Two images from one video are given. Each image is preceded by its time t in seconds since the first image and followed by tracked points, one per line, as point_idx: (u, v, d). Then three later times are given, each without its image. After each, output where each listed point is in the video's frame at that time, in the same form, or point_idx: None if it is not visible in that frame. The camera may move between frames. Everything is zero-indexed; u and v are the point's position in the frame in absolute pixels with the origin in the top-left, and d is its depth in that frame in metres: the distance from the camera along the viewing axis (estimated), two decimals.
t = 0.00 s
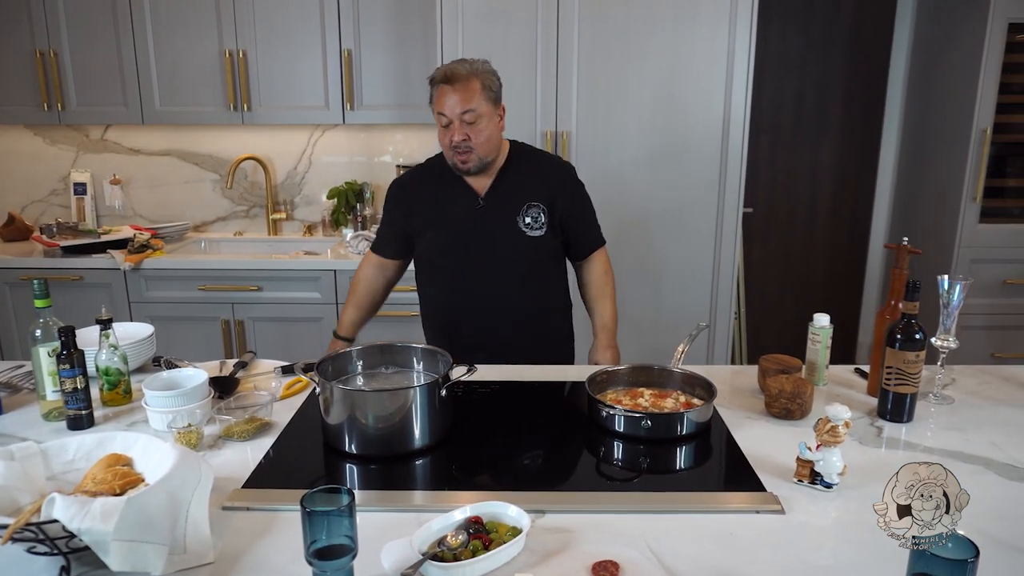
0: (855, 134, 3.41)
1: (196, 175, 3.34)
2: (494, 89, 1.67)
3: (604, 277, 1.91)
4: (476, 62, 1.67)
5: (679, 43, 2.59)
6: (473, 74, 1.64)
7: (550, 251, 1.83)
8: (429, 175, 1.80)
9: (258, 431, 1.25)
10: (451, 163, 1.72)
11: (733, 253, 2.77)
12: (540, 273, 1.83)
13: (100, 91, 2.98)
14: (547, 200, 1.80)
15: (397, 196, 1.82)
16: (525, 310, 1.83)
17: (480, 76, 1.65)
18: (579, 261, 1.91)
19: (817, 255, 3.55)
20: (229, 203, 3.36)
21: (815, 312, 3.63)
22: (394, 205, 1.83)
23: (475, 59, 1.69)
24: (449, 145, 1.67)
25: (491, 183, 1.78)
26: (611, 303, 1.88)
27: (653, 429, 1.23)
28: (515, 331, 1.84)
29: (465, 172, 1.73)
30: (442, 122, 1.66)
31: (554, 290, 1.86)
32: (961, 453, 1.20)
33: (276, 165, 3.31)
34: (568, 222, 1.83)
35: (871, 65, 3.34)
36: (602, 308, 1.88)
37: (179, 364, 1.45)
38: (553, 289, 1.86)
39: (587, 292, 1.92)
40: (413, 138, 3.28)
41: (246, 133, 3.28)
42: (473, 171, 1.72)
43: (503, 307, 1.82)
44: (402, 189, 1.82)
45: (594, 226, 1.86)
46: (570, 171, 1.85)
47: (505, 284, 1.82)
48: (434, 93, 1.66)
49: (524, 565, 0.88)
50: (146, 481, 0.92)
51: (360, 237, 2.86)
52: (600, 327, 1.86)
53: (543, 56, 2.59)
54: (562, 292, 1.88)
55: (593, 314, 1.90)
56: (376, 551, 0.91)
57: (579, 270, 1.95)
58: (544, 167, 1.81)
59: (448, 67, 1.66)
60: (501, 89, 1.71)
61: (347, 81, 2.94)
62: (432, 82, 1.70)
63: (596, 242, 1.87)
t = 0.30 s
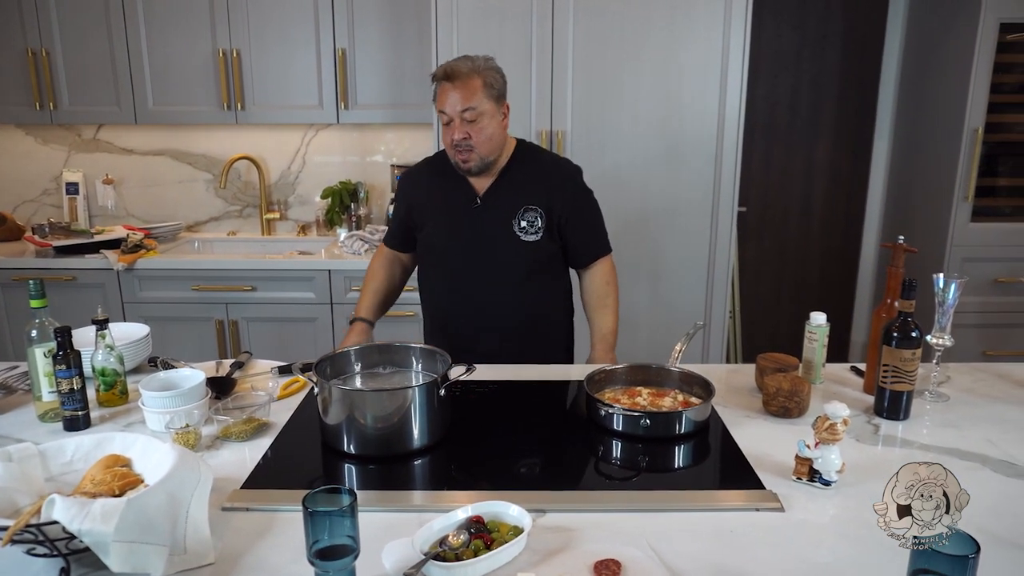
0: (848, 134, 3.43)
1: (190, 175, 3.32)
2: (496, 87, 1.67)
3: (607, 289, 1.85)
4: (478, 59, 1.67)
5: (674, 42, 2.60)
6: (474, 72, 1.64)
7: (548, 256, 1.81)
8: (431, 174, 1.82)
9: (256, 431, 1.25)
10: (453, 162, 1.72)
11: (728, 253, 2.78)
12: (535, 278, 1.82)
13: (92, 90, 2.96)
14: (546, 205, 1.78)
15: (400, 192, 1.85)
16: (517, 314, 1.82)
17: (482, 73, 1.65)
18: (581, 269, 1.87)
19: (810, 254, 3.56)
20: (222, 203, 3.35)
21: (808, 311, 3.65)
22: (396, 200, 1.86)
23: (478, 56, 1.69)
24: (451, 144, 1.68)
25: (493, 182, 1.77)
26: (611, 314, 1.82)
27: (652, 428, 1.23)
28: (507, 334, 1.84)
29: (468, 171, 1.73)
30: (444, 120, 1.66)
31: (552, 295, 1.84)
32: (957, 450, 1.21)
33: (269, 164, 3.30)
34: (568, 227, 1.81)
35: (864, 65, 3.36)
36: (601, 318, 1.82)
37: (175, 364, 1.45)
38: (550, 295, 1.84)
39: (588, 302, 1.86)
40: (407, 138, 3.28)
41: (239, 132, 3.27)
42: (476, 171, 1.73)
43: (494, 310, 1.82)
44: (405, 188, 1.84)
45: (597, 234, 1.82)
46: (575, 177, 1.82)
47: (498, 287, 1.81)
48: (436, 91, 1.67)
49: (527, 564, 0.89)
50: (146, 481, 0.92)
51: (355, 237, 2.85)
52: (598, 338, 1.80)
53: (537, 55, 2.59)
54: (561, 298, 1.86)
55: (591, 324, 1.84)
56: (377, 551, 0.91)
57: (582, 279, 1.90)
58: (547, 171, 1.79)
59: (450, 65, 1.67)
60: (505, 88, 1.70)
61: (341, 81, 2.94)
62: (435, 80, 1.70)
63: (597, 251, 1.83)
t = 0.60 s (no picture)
0: (841, 133, 3.44)
1: (182, 175, 3.30)
2: (498, 97, 1.66)
3: (604, 296, 1.86)
4: (483, 66, 1.67)
5: (667, 42, 2.60)
6: (476, 79, 1.64)
7: (544, 263, 1.81)
8: (430, 173, 1.81)
9: (253, 432, 1.24)
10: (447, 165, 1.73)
11: (722, 254, 2.79)
12: (530, 285, 1.81)
13: (83, 90, 2.94)
14: (545, 213, 1.77)
15: (398, 190, 1.84)
16: (512, 320, 1.82)
17: (484, 81, 1.65)
18: (579, 277, 1.87)
19: (804, 253, 3.58)
20: (215, 203, 3.33)
21: (802, 309, 3.66)
22: (394, 198, 1.85)
23: (485, 62, 1.69)
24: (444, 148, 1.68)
25: (486, 191, 1.76)
26: (609, 322, 1.85)
27: (650, 427, 1.23)
28: (500, 340, 1.83)
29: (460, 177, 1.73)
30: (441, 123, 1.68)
31: (547, 302, 1.84)
32: (952, 447, 1.22)
33: (262, 164, 3.29)
34: (566, 236, 1.80)
35: (856, 65, 3.38)
36: (599, 326, 1.85)
37: (171, 365, 1.44)
38: (545, 302, 1.83)
39: (586, 309, 1.88)
40: (399, 137, 3.28)
41: (231, 132, 3.25)
42: (468, 177, 1.73)
43: (488, 314, 1.81)
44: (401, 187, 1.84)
45: (595, 246, 1.82)
46: (578, 186, 1.81)
47: (492, 291, 1.80)
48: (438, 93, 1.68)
49: (528, 564, 0.88)
50: (145, 484, 0.91)
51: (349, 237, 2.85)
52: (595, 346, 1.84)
53: (532, 55, 2.59)
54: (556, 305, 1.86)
55: (589, 332, 1.87)
56: (377, 553, 0.91)
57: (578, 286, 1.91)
58: (548, 178, 1.78)
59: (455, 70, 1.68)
60: (508, 99, 1.70)
61: (335, 80, 2.93)
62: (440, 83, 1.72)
63: (596, 261, 1.83)
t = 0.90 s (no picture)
0: (834, 134, 3.46)
1: (176, 175, 3.28)
2: (462, 93, 1.66)
3: (573, 285, 1.89)
4: (445, 62, 1.66)
5: (665, 43, 2.61)
6: (441, 74, 1.63)
7: (511, 259, 1.81)
8: (386, 174, 1.78)
9: (254, 434, 1.23)
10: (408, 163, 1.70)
11: (718, 254, 2.80)
12: (498, 282, 1.81)
13: (76, 90, 2.92)
14: (510, 208, 1.78)
15: (352, 193, 1.81)
16: (481, 318, 1.81)
17: (448, 77, 1.64)
18: (543, 269, 1.87)
19: (798, 253, 3.59)
20: (210, 203, 3.31)
21: (797, 309, 3.67)
22: (348, 202, 1.82)
23: (447, 58, 1.68)
24: (408, 146, 1.66)
25: (448, 189, 1.75)
26: (579, 311, 1.87)
27: (652, 428, 1.23)
28: (471, 339, 1.81)
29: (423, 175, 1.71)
30: (405, 120, 1.65)
31: (515, 298, 1.84)
32: (952, 447, 1.22)
33: (258, 165, 3.28)
34: (531, 229, 1.81)
35: (850, 65, 3.39)
36: (571, 316, 1.86)
37: (169, 367, 1.43)
38: (513, 298, 1.83)
39: (556, 300, 1.89)
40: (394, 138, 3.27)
41: (226, 132, 3.23)
42: (432, 176, 1.71)
43: (456, 313, 1.79)
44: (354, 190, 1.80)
45: (558, 237, 1.85)
46: (536, 180, 1.83)
47: (462, 291, 1.79)
48: (398, 89, 1.65)
49: (534, 565, 0.88)
50: (146, 486, 0.91)
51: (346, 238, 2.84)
52: (571, 336, 1.85)
53: (529, 55, 2.59)
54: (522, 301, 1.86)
55: (561, 322, 1.88)
56: (383, 554, 0.91)
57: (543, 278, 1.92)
58: (508, 174, 1.79)
59: (417, 64, 1.65)
60: (469, 95, 1.70)
61: (330, 80, 2.92)
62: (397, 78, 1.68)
63: (560, 251, 1.85)
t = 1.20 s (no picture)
0: (831, 134, 3.47)
1: (174, 176, 3.27)
2: (456, 93, 1.67)
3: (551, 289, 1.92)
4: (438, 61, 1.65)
5: (664, 44, 2.61)
6: (438, 75, 1.63)
7: (497, 261, 1.81)
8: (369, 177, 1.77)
9: (258, 436, 1.23)
10: (404, 165, 1.68)
11: (716, 255, 2.81)
12: (485, 284, 1.80)
13: (73, 90, 2.91)
14: (495, 211, 1.79)
15: (333, 197, 1.79)
16: (469, 320, 1.80)
17: (444, 77, 1.64)
18: (524, 272, 1.90)
19: (795, 253, 3.60)
20: (208, 204, 3.31)
21: (795, 309, 3.68)
22: (330, 205, 1.80)
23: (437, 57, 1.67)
24: (407, 147, 1.63)
25: (438, 188, 1.75)
26: (555, 315, 1.90)
27: (657, 428, 1.23)
28: (459, 342, 1.81)
29: (419, 176, 1.70)
30: (402, 121, 1.62)
31: (502, 300, 1.84)
32: (956, 446, 1.23)
33: (256, 165, 3.27)
34: (515, 232, 1.82)
35: (846, 65, 3.40)
36: (547, 318, 1.89)
37: (172, 369, 1.42)
38: (500, 300, 1.83)
39: (535, 301, 1.92)
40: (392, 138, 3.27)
41: (225, 132, 3.22)
42: (428, 176, 1.70)
43: (444, 316, 1.79)
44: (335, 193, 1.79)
45: (540, 241, 1.87)
46: (519, 183, 1.84)
47: (448, 293, 1.78)
48: (393, 89, 1.62)
49: (543, 566, 0.88)
50: (153, 489, 0.90)
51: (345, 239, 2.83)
52: (545, 338, 1.89)
53: (529, 55, 2.59)
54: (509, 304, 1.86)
55: (537, 325, 1.91)
56: (392, 555, 0.91)
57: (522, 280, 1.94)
58: (493, 177, 1.79)
59: (410, 64, 1.63)
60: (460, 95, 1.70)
61: (330, 81, 2.91)
62: (387, 77, 1.65)
63: (542, 255, 1.88)
